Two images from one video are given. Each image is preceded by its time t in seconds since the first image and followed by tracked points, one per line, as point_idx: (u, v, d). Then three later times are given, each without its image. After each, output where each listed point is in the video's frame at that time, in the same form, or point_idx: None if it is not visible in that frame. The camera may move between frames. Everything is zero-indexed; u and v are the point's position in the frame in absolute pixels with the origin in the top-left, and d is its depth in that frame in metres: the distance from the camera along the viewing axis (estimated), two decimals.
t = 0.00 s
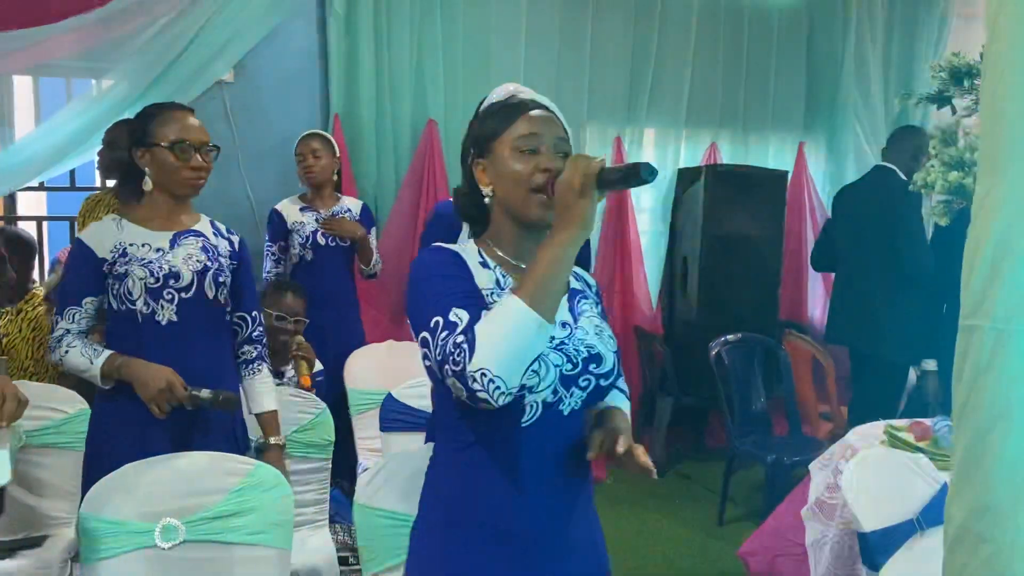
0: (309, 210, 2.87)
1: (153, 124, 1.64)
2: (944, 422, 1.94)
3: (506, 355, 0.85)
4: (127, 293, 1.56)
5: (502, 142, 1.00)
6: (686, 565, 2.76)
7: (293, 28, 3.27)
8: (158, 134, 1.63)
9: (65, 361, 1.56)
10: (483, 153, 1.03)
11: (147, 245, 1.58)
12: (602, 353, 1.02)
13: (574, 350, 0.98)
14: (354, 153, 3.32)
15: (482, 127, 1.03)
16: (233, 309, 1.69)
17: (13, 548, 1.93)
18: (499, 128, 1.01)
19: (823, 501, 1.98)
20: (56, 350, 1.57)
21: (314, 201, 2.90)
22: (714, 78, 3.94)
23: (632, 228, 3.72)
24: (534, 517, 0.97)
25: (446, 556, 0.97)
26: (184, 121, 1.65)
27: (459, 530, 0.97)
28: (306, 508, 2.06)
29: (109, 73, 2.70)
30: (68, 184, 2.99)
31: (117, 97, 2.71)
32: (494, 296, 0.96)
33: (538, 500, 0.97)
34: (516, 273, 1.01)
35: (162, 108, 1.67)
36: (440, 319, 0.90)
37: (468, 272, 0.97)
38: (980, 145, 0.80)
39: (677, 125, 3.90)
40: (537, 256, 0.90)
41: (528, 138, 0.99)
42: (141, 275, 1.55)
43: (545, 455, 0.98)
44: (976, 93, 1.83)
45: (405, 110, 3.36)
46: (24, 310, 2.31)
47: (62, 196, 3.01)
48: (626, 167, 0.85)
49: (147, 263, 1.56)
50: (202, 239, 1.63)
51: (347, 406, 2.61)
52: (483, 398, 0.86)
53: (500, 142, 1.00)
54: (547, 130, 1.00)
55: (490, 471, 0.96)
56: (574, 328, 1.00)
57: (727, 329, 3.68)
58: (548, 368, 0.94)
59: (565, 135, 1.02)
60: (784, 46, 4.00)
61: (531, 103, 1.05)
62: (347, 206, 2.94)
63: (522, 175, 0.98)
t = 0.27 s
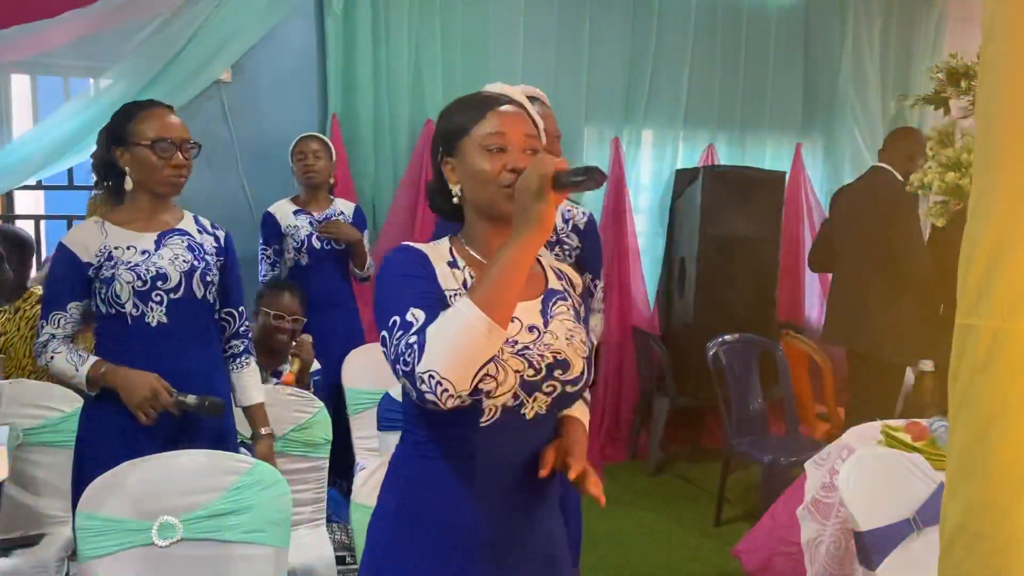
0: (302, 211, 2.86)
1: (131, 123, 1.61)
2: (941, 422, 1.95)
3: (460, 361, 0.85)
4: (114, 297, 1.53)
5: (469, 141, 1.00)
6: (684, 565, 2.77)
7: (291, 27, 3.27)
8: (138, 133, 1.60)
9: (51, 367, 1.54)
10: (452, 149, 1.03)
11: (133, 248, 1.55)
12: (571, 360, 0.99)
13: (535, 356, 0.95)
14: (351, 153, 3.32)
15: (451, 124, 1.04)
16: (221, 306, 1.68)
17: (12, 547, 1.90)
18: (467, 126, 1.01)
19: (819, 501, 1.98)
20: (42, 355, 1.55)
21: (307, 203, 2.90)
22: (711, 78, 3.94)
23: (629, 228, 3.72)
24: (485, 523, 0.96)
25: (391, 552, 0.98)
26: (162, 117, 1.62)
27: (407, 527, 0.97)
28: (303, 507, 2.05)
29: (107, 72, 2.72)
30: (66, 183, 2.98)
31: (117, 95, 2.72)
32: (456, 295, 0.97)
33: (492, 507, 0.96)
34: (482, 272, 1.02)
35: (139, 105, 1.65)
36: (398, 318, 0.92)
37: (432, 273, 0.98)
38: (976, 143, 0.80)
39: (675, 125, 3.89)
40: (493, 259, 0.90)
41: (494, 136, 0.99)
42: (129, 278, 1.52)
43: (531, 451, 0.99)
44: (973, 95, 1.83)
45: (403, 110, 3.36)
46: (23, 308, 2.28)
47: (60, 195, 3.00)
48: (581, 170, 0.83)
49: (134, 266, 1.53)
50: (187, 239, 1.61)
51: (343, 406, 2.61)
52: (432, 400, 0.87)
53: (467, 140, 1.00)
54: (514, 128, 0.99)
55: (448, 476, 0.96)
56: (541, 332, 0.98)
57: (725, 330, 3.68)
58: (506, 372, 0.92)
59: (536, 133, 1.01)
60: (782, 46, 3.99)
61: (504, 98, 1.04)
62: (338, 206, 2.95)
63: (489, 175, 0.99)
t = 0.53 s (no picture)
0: (295, 212, 2.87)
1: (135, 126, 1.60)
2: (937, 420, 1.96)
3: (455, 361, 0.86)
4: (114, 294, 1.54)
5: (468, 139, 1.01)
6: (681, 562, 2.78)
7: (292, 27, 3.29)
8: (141, 139, 1.59)
9: (52, 368, 1.57)
10: (450, 148, 1.04)
11: (128, 246, 1.56)
12: (572, 351, 1.00)
13: (534, 349, 0.97)
14: (351, 152, 3.34)
15: (451, 122, 1.04)
16: (221, 299, 1.68)
17: (16, 543, 1.90)
18: (467, 124, 1.01)
19: (816, 497, 2.00)
20: (42, 357, 1.57)
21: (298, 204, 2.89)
22: (709, 79, 3.95)
23: (628, 228, 3.74)
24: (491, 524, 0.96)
25: (396, 554, 0.98)
26: (167, 126, 1.61)
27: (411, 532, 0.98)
28: (305, 504, 2.07)
29: (108, 71, 2.72)
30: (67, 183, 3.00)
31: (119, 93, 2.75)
32: (453, 294, 0.97)
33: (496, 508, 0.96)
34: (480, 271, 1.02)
35: (145, 110, 1.64)
36: (396, 320, 0.92)
37: (429, 272, 0.98)
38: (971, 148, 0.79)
39: (673, 125, 3.91)
40: (489, 258, 0.90)
41: (494, 135, 0.99)
42: (127, 275, 1.53)
43: (539, 447, 0.99)
44: (969, 95, 1.85)
45: (402, 110, 3.37)
46: (23, 307, 2.30)
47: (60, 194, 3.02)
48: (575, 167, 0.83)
49: (130, 264, 1.54)
50: (182, 234, 1.61)
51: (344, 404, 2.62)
52: (429, 400, 0.88)
53: (467, 139, 1.01)
54: (514, 127, 1.00)
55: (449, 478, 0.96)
56: (539, 326, 0.99)
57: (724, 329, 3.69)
58: (504, 367, 0.94)
59: (536, 133, 1.02)
60: (779, 47, 4.01)
61: (505, 98, 1.05)
62: (329, 201, 2.96)
63: (488, 173, 1.00)
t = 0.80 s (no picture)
0: (304, 210, 2.88)
1: (145, 126, 1.62)
2: (937, 417, 1.99)
3: (487, 364, 0.85)
4: (126, 294, 1.55)
5: (478, 141, 0.99)
6: (682, 559, 2.81)
7: (295, 28, 3.30)
8: (151, 139, 1.61)
9: (63, 367, 1.57)
10: (459, 150, 1.02)
11: (138, 245, 1.57)
12: (585, 350, 1.03)
13: (553, 351, 0.99)
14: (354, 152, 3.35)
15: (460, 124, 1.03)
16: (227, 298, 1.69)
17: (26, 539, 1.92)
18: (476, 126, 1.00)
19: (817, 493, 2.03)
20: (54, 355, 1.57)
21: (308, 201, 2.90)
22: (709, 79, 3.98)
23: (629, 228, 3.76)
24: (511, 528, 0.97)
25: (416, 558, 0.99)
26: (176, 126, 1.62)
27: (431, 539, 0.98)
28: (314, 502, 2.10)
29: (114, 71, 2.74)
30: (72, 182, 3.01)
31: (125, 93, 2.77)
32: (472, 298, 0.98)
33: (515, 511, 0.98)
34: (497, 275, 1.02)
35: (154, 109, 1.65)
36: (422, 327, 0.91)
37: (449, 279, 0.98)
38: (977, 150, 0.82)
39: (673, 125, 3.94)
40: (512, 263, 0.90)
41: (505, 138, 0.98)
42: (139, 275, 1.54)
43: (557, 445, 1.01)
44: (969, 97, 1.88)
45: (405, 110, 3.39)
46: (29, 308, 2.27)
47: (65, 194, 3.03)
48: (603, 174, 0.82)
49: (142, 263, 1.55)
50: (191, 234, 1.63)
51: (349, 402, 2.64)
52: (464, 404, 0.86)
53: (477, 141, 1.00)
54: (525, 129, 0.99)
55: (471, 480, 0.97)
56: (555, 328, 1.01)
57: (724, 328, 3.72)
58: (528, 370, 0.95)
59: (545, 135, 1.01)
60: (778, 47, 4.03)
61: (513, 99, 1.04)
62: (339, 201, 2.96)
63: (497, 175, 0.98)
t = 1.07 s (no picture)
0: (318, 207, 2.94)
1: (165, 126, 1.60)
2: (939, 413, 2.02)
3: (500, 362, 0.85)
4: (143, 292, 1.56)
5: (472, 138, 1.00)
6: (686, 554, 2.84)
7: (300, 27, 3.32)
8: (170, 140, 1.60)
9: (75, 362, 1.57)
10: (450, 147, 1.03)
11: (155, 245, 1.58)
12: (577, 345, 1.02)
13: (551, 346, 0.98)
14: (359, 150, 3.37)
15: (449, 122, 1.03)
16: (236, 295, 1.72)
17: (38, 533, 1.94)
18: (468, 123, 1.01)
19: (821, 488, 2.05)
20: (65, 351, 1.57)
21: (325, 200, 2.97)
22: (709, 78, 4.01)
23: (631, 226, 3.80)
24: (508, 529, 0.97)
25: (413, 558, 0.97)
26: (196, 129, 1.62)
27: (432, 543, 0.96)
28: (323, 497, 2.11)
29: (122, 70, 2.76)
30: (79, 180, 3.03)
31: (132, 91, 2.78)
32: (470, 298, 0.97)
33: (511, 511, 0.97)
34: (489, 275, 1.02)
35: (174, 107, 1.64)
36: (423, 328, 0.89)
37: (444, 278, 0.97)
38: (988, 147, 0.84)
39: (675, 125, 3.96)
40: (518, 260, 0.90)
41: (499, 135, 0.99)
42: (157, 275, 1.55)
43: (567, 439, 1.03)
44: (972, 97, 1.91)
45: (409, 108, 3.40)
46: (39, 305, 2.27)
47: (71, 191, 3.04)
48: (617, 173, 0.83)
49: (161, 263, 1.56)
50: (205, 233, 1.65)
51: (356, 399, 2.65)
52: (477, 402, 0.85)
53: (469, 138, 1.00)
54: (516, 126, 1.00)
55: (468, 480, 0.96)
56: (548, 323, 1.00)
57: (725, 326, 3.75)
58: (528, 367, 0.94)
59: (533, 132, 1.03)
60: (779, 47, 4.07)
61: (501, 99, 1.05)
62: (357, 203, 2.99)
63: (492, 171, 0.98)
